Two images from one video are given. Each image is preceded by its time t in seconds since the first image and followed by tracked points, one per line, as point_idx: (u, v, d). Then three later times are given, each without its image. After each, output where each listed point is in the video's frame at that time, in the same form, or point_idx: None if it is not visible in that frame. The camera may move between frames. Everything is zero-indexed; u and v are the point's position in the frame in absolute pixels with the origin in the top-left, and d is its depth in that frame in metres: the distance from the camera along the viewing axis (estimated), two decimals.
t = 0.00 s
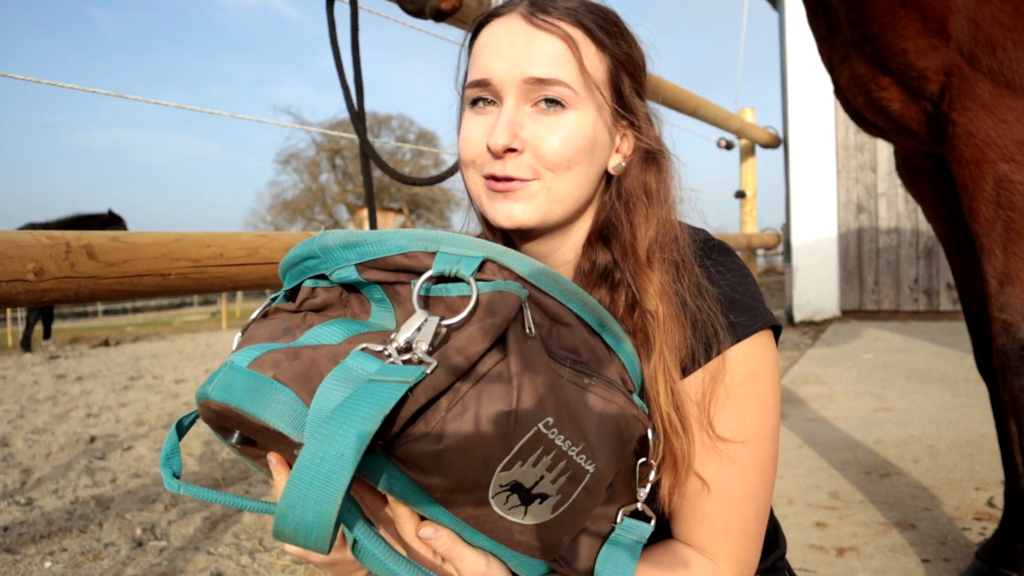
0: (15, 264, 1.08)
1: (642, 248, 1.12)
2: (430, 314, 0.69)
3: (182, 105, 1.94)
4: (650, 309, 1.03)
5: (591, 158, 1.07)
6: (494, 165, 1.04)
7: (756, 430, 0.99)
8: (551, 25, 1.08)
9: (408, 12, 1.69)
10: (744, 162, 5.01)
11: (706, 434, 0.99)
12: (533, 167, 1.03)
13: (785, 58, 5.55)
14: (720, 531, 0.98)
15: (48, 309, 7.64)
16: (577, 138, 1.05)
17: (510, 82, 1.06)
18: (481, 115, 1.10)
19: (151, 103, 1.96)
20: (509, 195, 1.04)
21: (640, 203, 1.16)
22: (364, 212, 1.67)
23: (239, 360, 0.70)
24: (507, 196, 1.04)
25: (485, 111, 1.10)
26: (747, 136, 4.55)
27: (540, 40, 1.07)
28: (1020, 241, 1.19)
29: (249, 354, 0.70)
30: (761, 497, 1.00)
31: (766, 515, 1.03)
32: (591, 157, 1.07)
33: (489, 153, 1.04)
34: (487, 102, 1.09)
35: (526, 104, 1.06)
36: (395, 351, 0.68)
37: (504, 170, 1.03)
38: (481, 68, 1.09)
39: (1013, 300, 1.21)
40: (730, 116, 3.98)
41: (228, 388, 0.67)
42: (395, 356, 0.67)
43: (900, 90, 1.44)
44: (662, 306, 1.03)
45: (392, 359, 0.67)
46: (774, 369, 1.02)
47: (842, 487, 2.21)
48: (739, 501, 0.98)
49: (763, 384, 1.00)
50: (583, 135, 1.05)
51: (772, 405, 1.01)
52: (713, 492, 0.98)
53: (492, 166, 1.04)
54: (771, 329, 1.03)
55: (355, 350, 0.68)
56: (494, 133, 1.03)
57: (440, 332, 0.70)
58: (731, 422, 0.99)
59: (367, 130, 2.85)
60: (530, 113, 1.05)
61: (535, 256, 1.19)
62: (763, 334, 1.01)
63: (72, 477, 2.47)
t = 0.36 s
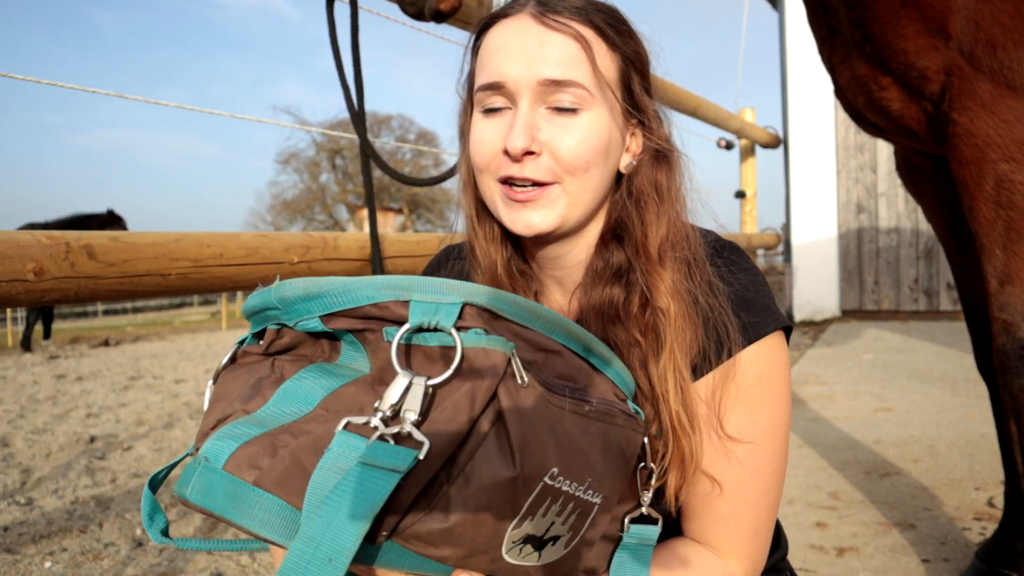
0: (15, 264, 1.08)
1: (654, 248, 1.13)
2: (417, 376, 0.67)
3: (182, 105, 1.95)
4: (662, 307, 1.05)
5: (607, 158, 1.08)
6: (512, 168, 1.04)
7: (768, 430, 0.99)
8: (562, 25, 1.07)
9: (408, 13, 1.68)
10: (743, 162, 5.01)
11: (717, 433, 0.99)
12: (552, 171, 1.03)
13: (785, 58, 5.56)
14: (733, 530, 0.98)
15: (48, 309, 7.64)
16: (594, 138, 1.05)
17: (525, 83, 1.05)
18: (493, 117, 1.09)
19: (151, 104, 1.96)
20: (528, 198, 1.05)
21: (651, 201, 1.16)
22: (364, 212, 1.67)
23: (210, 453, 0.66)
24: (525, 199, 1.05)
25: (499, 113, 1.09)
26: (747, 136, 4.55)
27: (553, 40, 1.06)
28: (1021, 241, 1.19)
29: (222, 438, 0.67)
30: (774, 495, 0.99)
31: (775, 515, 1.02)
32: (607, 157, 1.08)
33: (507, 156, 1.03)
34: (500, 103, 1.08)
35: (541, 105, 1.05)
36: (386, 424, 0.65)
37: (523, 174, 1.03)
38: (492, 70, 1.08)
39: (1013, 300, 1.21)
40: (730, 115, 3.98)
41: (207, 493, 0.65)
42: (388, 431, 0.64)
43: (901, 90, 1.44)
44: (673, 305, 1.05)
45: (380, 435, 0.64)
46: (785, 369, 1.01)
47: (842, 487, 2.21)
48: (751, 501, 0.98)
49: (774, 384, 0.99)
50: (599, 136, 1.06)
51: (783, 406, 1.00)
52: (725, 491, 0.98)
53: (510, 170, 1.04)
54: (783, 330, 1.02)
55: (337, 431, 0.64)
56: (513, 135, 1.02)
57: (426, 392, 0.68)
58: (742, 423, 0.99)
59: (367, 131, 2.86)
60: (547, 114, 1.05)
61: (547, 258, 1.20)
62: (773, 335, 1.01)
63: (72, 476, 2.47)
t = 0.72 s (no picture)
0: (15, 265, 1.08)
1: (658, 243, 1.12)
2: (398, 423, 0.62)
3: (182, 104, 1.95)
4: (668, 298, 1.05)
5: (611, 156, 1.08)
6: (518, 172, 1.04)
7: (775, 432, 0.99)
8: (561, 26, 1.07)
9: (408, 13, 1.68)
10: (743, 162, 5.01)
11: (723, 438, 0.99)
12: (558, 172, 1.03)
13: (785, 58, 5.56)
14: (745, 532, 0.98)
15: (49, 308, 7.64)
16: (598, 137, 1.06)
17: (526, 86, 1.05)
18: (495, 122, 1.09)
19: (152, 103, 1.96)
20: (534, 201, 1.05)
21: (653, 195, 1.16)
22: (364, 212, 1.67)
23: (193, 558, 0.61)
24: (532, 202, 1.05)
25: (501, 118, 1.08)
26: (747, 136, 4.55)
27: (551, 41, 1.06)
28: (1021, 241, 1.19)
29: (202, 538, 0.62)
30: (780, 495, 0.99)
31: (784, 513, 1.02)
32: (611, 155, 1.08)
33: (513, 159, 1.03)
34: (501, 107, 1.08)
35: (544, 107, 1.05)
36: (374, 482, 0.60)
37: (530, 175, 1.03)
38: (493, 73, 1.08)
39: (1013, 300, 1.21)
40: (730, 116, 3.98)
41: None
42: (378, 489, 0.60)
43: (901, 90, 1.44)
44: (681, 298, 1.05)
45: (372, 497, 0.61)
46: (792, 368, 1.01)
47: (842, 487, 2.21)
48: (761, 501, 0.98)
49: (780, 386, 1.00)
50: (603, 135, 1.06)
51: (789, 407, 1.00)
52: (733, 491, 0.98)
53: (516, 173, 1.04)
54: (791, 334, 1.02)
55: (324, 502, 0.61)
56: (518, 139, 1.02)
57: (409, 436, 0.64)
58: (750, 422, 0.99)
59: (367, 130, 2.86)
60: (550, 116, 1.05)
61: (548, 261, 1.18)
62: (784, 336, 1.01)
63: (72, 476, 2.47)
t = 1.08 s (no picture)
0: (15, 265, 1.08)
1: (676, 254, 1.11)
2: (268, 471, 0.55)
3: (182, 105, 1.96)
4: (673, 303, 1.06)
5: (629, 163, 1.07)
6: (532, 167, 1.04)
7: (769, 439, 1.00)
8: (597, 25, 1.05)
9: (408, 14, 1.68)
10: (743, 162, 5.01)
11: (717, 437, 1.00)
12: (571, 171, 1.03)
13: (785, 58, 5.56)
14: (721, 527, 0.98)
15: (49, 308, 7.64)
16: (617, 143, 1.05)
17: (554, 82, 1.04)
18: (522, 111, 1.09)
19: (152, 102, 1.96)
20: (543, 199, 1.06)
21: (673, 200, 1.16)
22: (363, 212, 1.66)
23: None
24: (541, 199, 1.06)
25: (526, 108, 1.08)
26: (747, 136, 4.55)
27: (587, 39, 1.04)
28: (1021, 241, 1.19)
29: None
30: (762, 500, 1.01)
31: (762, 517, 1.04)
32: (629, 162, 1.07)
33: (528, 153, 1.04)
34: (527, 99, 1.08)
35: (568, 105, 1.04)
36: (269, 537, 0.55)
37: (543, 171, 1.04)
38: (522, 63, 1.07)
39: (1013, 300, 1.21)
40: (730, 116, 3.98)
41: None
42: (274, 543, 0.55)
43: (901, 90, 1.44)
44: (686, 303, 1.05)
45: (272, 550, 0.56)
46: (793, 379, 1.02)
47: (842, 487, 2.21)
48: (742, 501, 0.99)
49: (779, 394, 1.01)
50: (623, 141, 1.06)
51: (786, 417, 1.01)
52: (716, 492, 0.99)
53: (529, 168, 1.05)
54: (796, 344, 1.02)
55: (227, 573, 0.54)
56: (535, 133, 1.02)
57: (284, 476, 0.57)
58: (743, 427, 1.00)
59: (366, 131, 2.85)
60: (573, 115, 1.04)
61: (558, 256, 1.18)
62: (785, 345, 1.02)
63: (72, 476, 2.47)
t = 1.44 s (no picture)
0: (15, 265, 1.08)
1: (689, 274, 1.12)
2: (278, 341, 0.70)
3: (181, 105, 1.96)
4: (689, 323, 1.07)
5: (631, 183, 1.07)
6: (530, 185, 1.05)
7: (776, 452, 1.02)
8: (604, 44, 1.02)
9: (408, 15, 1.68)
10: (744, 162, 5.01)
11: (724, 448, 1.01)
12: (569, 191, 1.04)
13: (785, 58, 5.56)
14: (724, 536, 1.00)
15: (49, 309, 7.63)
16: (618, 165, 1.04)
17: (555, 101, 1.02)
18: (525, 123, 1.08)
19: (150, 102, 1.95)
20: (541, 216, 1.06)
21: (683, 216, 1.16)
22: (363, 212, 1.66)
23: (163, 542, 0.64)
24: (539, 216, 1.06)
25: (530, 120, 1.08)
26: (747, 136, 4.55)
27: (592, 58, 1.02)
28: (1020, 241, 1.19)
29: (165, 528, 0.65)
30: (767, 507, 1.02)
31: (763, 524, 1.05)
32: (630, 182, 1.07)
33: (527, 173, 1.04)
34: (531, 112, 1.07)
35: (570, 124, 1.03)
36: (268, 391, 0.68)
37: (540, 190, 1.05)
38: (526, 77, 1.06)
39: (1013, 300, 1.21)
40: (730, 116, 3.97)
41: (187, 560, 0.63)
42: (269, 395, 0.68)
43: (900, 90, 1.44)
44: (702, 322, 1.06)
45: (268, 398, 0.68)
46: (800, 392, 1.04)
47: (842, 487, 2.21)
48: (746, 510, 1.01)
49: (785, 407, 1.02)
50: (624, 161, 1.05)
51: (792, 429, 1.03)
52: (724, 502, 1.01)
53: (529, 186, 1.05)
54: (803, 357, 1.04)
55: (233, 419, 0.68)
56: (534, 153, 1.02)
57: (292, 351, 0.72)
58: (753, 439, 1.01)
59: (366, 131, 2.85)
60: (574, 134, 1.03)
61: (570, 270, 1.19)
62: (795, 360, 1.03)
63: (72, 476, 2.47)
